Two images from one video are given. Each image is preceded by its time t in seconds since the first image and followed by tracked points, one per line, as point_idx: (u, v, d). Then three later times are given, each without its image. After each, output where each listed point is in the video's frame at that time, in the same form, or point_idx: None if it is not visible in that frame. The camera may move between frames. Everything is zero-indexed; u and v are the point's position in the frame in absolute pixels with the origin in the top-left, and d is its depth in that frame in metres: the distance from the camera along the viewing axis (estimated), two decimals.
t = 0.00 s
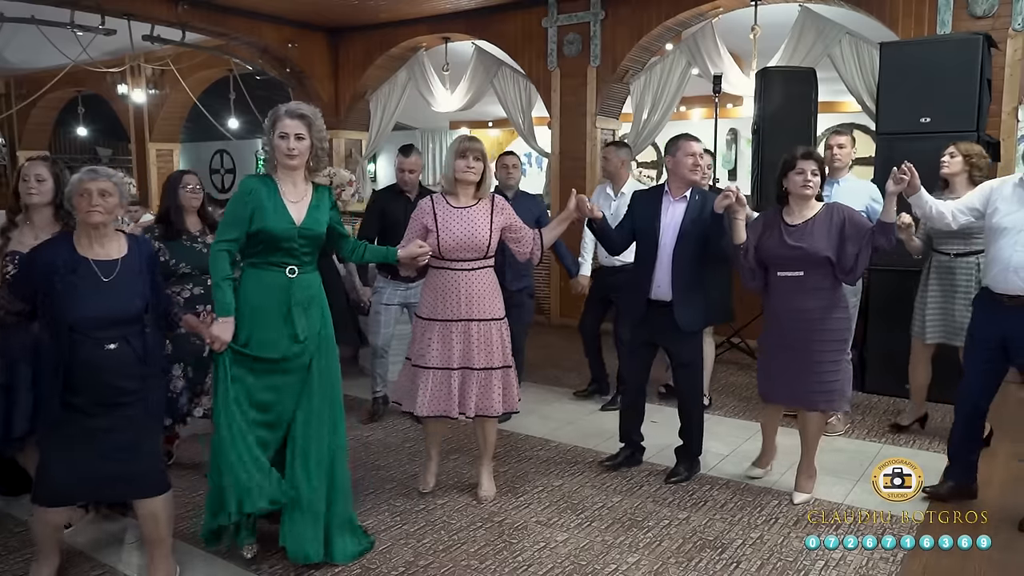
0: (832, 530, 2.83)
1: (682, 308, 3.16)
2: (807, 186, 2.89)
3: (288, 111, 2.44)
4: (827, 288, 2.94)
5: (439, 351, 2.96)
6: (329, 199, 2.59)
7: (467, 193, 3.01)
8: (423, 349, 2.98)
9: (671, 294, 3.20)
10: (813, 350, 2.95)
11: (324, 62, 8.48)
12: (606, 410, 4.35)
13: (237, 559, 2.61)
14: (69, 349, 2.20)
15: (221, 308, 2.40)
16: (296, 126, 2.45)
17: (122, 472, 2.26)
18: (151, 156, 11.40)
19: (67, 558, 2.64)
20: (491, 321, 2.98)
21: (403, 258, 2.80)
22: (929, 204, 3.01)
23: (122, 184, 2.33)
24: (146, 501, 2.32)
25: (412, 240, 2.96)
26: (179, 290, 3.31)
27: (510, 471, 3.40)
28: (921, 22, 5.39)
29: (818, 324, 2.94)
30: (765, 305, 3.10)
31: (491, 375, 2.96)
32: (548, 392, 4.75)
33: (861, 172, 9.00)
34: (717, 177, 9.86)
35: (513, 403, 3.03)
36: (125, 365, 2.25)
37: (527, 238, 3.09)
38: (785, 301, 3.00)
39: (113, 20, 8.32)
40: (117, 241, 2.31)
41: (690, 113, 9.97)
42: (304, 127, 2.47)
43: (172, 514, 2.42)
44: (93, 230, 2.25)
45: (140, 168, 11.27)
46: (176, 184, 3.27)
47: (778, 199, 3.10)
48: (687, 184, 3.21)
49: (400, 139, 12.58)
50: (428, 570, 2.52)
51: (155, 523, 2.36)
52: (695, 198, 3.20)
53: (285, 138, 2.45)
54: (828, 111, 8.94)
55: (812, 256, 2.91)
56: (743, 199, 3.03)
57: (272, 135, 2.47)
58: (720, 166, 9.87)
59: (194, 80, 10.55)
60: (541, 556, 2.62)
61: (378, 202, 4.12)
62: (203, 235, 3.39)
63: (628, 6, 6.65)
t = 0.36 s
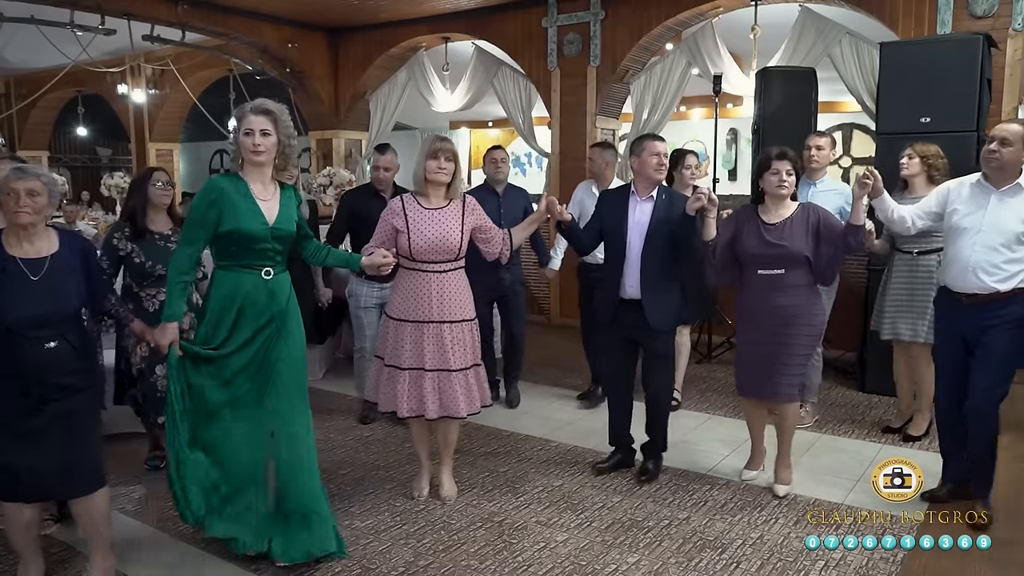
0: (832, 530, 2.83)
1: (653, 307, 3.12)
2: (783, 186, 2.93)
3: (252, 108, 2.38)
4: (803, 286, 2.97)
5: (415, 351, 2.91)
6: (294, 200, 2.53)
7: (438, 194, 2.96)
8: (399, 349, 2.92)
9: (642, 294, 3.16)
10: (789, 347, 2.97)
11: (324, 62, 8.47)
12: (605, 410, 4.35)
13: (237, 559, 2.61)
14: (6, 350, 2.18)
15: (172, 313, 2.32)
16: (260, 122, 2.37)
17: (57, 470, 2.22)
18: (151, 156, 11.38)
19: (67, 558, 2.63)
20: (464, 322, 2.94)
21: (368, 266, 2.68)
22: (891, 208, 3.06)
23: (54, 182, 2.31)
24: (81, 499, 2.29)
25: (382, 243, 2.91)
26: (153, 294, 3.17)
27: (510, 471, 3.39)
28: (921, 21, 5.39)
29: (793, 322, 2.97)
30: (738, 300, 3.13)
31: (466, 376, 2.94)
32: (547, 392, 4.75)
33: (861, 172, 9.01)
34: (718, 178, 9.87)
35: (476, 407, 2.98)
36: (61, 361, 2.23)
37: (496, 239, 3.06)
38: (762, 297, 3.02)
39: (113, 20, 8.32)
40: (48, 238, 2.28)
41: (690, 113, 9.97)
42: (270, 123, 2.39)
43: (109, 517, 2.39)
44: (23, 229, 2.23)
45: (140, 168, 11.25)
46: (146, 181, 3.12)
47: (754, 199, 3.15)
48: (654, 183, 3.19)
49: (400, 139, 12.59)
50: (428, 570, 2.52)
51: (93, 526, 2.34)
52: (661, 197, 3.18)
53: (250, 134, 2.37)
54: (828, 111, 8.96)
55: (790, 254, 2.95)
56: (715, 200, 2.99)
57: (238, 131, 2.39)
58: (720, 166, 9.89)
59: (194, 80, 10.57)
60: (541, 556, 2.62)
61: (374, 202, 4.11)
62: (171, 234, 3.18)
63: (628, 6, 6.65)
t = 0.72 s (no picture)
0: (831, 530, 2.83)
1: (638, 309, 3.14)
2: (770, 185, 2.92)
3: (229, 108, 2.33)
4: (790, 287, 2.97)
5: (405, 355, 2.89)
6: (280, 200, 2.45)
7: (426, 195, 2.94)
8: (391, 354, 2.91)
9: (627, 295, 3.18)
10: (779, 349, 2.96)
11: (324, 62, 8.48)
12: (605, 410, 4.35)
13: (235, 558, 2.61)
14: None
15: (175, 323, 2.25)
16: (236, 121, 2.32)
17: (31, 478, 2.15)
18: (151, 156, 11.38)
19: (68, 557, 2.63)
20: (454, 323, 2.90)
21: (366, 262, 2.67)
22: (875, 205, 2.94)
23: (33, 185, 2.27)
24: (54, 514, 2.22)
25: (371, 243, 2.87)
26: (135, 295, 3.16)
27: (510, 471, 3.39)
28: (920, 22, 5.40)
29: (784, 323, 2.95)
30: (727, 302, 3.13)
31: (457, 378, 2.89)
32: (546, 392, 4.75)
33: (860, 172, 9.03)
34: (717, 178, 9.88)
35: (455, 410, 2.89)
36: (41, 366, 2.18)
37: (485, 240, 3.06)
38: (751, 299, 3.01)
39: (113, 20, 8.32)
40: (26, 240, 2.23)
41: (690, 113, 9.98)
42: (245, 122, 2.33)
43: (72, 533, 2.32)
44: None
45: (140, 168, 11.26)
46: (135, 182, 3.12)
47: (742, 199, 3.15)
48: (639, 185, 3.20)
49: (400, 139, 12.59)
50: (428, 570, 2.52)
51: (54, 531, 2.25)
52: (647, 198, 3.20)
53: (226, 134, 2.31)
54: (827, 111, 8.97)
55: (777, 255, 2.94)
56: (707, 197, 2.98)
57: (214, 131, 2.34)
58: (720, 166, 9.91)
59: (194, 80, 10.57)
60: (541, 556, 2.62)
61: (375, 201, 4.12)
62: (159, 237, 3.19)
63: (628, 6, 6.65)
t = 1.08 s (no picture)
0: (831, 530, 2.83)
1: (631, 308, 3.13)
2: (768, 185, 2.93)
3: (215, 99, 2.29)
4: (782, 288, 2.98)
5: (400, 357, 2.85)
6: (270, 193, 2.45)
7: (421, 193, 2.94)
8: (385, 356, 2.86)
9: (619, 296, 3.16)
10: (773, 350, 2.99)
11: (324, 62, 8.48)
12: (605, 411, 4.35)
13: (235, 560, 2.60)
14: None
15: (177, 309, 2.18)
16: (220, 114, 2.28)
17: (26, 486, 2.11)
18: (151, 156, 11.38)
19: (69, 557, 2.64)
20: (450, 325, 2.91)
21: (356, 254, 2.66)
22: (867, 212, 2.85)
23: (33, 186, 2.24)
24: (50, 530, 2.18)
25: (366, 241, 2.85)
26: (126, 291, 3.13)
27: (510, 472, 3.39)
28: (920, 22, 5.40)
29: (778, 324, 2.98)
30: (721, 304, 3.15)
31: (453, 380, 2.90)
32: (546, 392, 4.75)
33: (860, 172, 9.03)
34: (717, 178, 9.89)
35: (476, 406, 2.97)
36: (35, 372, 2.12)
37: (482, 239, 3.02)
38: (745, 300, 3.04)
39: (113, 20, 8.32)
40: (27, 244, 2.18)
41: (689, 113, 9.98)
42: (230, 114, 2.30)
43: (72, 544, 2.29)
44: None
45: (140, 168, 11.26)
46: (132, 185, 3.10)
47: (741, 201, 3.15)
48: (631, 185, 3.19)
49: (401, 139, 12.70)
50: (428, 570, 2.52)
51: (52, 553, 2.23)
52: (639, 198, 3.19)
53: (210, 127, 2.27)
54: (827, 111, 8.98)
55: (769, 256, 2.95)
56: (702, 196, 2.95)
57: (197, 123, 2.31)
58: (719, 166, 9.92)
59: (194, 80, 10.58)
60: (541, 556, 2.62)
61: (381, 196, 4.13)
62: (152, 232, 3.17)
63: (628, 6, 6.66)
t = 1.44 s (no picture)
0: (831, 530, 2.83)
1: (625, 305, 3.13)
2: (760, 185, 2.96)
3: (201, 105, 2.20)
4: (774, 286, 3.01)
5: (391, 357, 2.89)
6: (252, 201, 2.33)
7: (404, 196, 2.96)
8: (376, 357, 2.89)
9: (610, 295, 3.17)
10: (763, 348, 3.01)
11: (324, 62, 8.48)
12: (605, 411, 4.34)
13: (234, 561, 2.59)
14: None
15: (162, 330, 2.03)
16: (209, 120, 2.20)
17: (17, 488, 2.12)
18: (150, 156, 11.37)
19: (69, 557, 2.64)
20: (437, 323, 2.96)
21: (325, 255, 2.62)
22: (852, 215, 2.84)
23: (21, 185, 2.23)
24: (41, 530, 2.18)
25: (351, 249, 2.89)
26: (126, 294, 3.15)
27: (510, 472, 3.38)
28: (920, 21, 5.40)
29: (770, 324, 3.00)
30: (712, 301, 3.18)
31: (442, 377, 2.94)
32: (545, 391, 4.74)
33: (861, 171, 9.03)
34: (717, 177, 9.89)
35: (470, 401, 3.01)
36: (19, 374, 2.13)
37: (462, 240, 3.05)
38: (737, 299, 3.06)
39: (113, 20, 8.32)
40: (16, 247, 2.18)
41: (689, 113, 9.98)
42: (219, 121, 2.21)
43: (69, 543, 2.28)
44: None
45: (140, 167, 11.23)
46: (121, 185, 3.10)
47: (730, 200, 3.17)
48: (616, 186, 3.20)
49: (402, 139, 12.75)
50: (428, 570, 2.52)
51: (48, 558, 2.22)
52: (626, 199, 3.19)
53: (200, 133, 2.19)
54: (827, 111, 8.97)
55: (763, 255, 2.98)
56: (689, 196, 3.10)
57: (185, 132, 2.21)
58: (720, 166, 9.92)
59: (194, 80, 10.58)
60: (541, 556, 2.62)
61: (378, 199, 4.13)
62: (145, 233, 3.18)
63: (628, 6, 6.65)
